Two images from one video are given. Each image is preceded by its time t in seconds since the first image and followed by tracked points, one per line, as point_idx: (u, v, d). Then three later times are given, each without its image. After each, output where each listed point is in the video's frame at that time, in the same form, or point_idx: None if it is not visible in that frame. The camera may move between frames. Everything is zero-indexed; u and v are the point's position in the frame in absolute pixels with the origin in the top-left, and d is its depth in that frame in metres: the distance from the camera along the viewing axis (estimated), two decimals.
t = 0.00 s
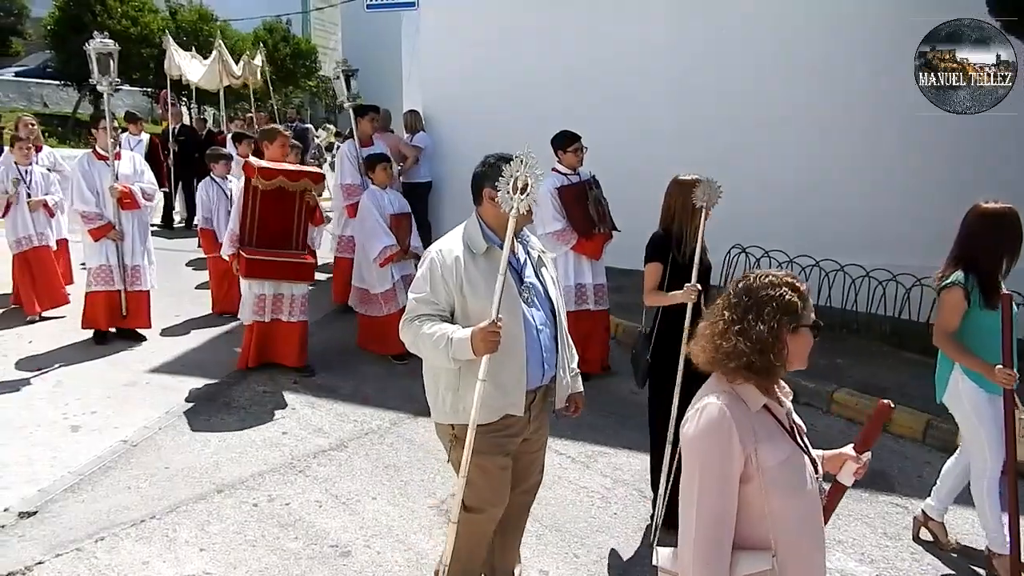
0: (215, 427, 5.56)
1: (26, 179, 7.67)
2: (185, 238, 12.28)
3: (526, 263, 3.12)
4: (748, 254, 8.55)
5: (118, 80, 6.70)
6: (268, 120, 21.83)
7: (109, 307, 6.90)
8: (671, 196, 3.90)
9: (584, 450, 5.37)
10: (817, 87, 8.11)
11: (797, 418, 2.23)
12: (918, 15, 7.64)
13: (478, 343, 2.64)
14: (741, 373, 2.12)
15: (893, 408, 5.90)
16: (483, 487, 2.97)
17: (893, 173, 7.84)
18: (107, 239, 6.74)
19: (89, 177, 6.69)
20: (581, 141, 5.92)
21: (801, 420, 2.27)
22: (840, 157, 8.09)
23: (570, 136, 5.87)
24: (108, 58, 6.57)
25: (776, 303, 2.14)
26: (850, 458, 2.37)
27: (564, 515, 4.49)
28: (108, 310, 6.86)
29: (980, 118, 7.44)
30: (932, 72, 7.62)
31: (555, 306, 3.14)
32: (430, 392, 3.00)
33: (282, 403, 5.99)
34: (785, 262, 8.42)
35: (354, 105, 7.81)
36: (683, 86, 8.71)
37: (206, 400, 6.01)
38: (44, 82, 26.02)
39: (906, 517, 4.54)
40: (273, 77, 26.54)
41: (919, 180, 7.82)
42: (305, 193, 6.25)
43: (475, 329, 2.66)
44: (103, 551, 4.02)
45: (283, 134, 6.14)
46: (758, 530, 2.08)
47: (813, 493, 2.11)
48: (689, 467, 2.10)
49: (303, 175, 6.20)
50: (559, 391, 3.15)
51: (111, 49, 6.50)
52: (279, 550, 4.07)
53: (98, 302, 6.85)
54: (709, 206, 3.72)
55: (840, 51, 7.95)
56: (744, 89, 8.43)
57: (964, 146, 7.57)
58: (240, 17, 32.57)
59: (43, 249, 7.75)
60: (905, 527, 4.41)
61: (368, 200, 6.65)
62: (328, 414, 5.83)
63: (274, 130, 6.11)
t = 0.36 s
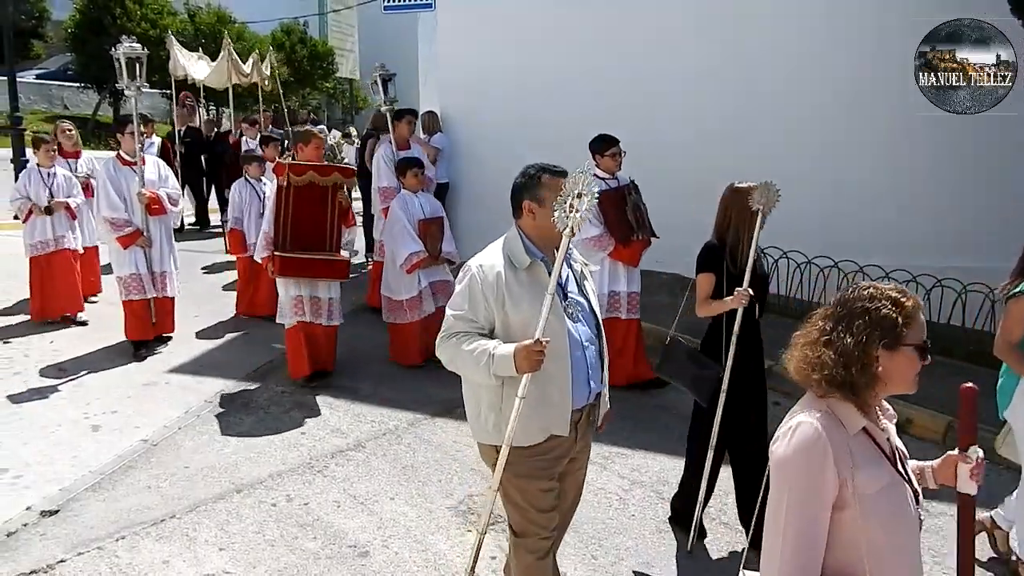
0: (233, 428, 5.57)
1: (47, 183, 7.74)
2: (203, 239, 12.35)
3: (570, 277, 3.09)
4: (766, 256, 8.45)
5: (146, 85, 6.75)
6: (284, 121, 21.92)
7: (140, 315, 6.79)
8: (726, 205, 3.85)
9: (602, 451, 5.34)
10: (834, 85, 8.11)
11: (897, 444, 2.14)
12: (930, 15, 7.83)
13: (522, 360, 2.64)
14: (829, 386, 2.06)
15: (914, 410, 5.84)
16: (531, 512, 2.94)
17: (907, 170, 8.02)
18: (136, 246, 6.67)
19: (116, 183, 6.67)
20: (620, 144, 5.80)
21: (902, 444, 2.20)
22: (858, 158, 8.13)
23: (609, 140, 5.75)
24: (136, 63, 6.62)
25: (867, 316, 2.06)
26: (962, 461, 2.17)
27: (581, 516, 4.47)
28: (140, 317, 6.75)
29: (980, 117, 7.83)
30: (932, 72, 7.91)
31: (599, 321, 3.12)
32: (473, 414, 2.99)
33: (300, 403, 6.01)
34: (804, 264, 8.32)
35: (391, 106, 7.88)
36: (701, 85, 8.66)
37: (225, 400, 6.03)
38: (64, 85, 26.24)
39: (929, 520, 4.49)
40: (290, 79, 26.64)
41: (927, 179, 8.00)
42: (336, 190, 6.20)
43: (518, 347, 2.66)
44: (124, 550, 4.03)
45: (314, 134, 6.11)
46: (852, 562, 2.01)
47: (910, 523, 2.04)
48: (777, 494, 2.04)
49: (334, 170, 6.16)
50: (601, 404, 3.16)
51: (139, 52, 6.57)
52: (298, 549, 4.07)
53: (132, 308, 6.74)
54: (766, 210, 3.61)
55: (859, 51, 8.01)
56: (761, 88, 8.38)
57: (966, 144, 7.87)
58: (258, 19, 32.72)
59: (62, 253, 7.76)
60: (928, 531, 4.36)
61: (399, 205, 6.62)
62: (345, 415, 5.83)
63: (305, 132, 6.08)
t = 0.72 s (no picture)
0: (242, 426, 5.60)
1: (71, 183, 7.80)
2: (213, 237, 12.41)
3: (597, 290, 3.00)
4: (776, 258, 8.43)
5: (160, 82, 6.77)
6: (295, 120, 21.98)
7: (148, 318, 6.71)
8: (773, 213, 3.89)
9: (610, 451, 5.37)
10: (835, 87, 8.23)
11: (997, 483, 2.08)
12: (938, 15, 7.93)
13: (557, 366, 2.56)
14: (919, 424, 2.03)
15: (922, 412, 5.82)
16: (559, 540, 2.85)
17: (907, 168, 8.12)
18: (145, 246, 6.64)
19: (127, 182, 6.65)
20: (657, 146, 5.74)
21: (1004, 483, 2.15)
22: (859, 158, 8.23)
23: (644, 142, 5.69)
24: (151, 59, 6.66)
25: (959, 347, 2.03)
26: None
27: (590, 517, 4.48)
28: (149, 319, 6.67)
29: (981, 116, 7.92)
30: (932, 72, 8.01)
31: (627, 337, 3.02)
32: (495, 435, 2.90)
33: (309, 402, 6.04)
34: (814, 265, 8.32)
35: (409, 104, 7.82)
36: (709, 86, 8.66)
37: (234, 398, 6.06)
38: (76, 84, 26.38)
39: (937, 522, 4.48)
40: (301, 78, 26.72)
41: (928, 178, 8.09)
42: (357, 195, 6.14)
43: (552, 352, 2.58)
44: (133, 547, 4.06)
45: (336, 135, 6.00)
46: None
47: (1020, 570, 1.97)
48: (875, 538, 2.00)
49: (357, 176, 6.13)
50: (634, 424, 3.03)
51: (154, 48, 6.61)
52: (306, 548, 4.09)
53: (138, 312, 6.67)
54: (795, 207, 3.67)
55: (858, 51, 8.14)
56: (770, 89, 8.43)
57: (966, 143, 7.97)
58: (269, 18, 32.83)
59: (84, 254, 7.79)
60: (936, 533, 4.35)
61: (432, 210, 6.51)
62: (354, 414, 5.86)
63: (324, 134, 5.97)
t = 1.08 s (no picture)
0: (244, 426, 5.62)
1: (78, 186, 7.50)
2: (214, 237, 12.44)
3: (625, 299, 2.94)
4: (778, 255, 8.47)
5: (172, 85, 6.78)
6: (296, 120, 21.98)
7: (155, 324, 6.65)
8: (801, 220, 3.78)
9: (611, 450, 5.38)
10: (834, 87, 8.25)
11: None
12: (938, 14, 7.94)
13: (582, 368, 2.53)
14: (1017, 456, 1.82)
15: (923, 410, 5.82)
16: (570, 546, 2.80)
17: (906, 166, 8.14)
18: (155, 253, 6.52)
19: (138, 186, 6.51)
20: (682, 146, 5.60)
21: None
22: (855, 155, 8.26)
23: (671, 141, 5.56)
24: (164, 62, 6.66)
25: None
26: None
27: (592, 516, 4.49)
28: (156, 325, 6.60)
29: (980, 116, 7.95)
30: (932, 72, 8.03)
31: (655, 350, 2.95)
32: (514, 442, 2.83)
33: (310, 401, 6.05)
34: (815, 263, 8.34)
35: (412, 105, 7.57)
36: (709, 84, 8.66)
37: (236, 398, 6.07)
38: (77, 84, 26.37)
39: (937, 520, 4.49)
40: (302, 78, 26.74)
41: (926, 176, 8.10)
42: (368, 201, 5.98)
43: (577, 356, 2.55)
44: (135, 547, 4.08)
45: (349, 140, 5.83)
46: None
47: None
48: None
49: (367, 180, 5.87)
50: (657, 441, 2.95)
51: (167, 51, 6.61)
52: (307, 548, 4.10)
53: (143, 317, 6.59)
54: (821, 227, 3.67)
55: (856, 49, 8.16)
56: (769, 87, 8.45)
57: (964, 143, 8.01)
58: (270, 17, 32.86)
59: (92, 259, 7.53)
60: (936, 530, 4.36)
61: (434, 216, 6.26)
62: (356, 413, 5.87)
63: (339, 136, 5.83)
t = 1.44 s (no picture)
0: (249, 428, 5.65)
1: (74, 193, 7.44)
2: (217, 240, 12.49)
3: (690, 313, 2.81)
4: (780, 256, 8.48)
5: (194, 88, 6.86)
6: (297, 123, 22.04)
7: (179, 328, 6.58)
8: (846, 228, 3.55)
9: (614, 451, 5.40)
10: (834, 87, 8.24)
11: None
12: (937, 14, 7.83)
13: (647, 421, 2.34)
14: None
15: (927, 410, 5.86)
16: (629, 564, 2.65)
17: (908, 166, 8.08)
18: (179, 258, 6.44)
19: (161, 192, 6.41)
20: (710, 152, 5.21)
21: None
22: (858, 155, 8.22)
23: (696, 146, 5.17)
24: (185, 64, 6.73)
25: None
26: None
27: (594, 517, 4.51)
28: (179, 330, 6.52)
29: (980, 117, 7.80)
30: (932, 72, 7.93)
31: (721, 363, 2.82)
32: (575, 462, 2.65)
33: (315, 404, 6.10)
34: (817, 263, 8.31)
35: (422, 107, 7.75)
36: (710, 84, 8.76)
37: (240, 401, 6.10)
38: (79, 88, 26.45)
39: (940, 520, 4.51)
40: (304, 81, 26.79)
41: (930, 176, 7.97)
42: (385, 215, 5.72)
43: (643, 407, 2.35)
44: (139, 549, 4.11)
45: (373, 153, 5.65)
46: None
47: None
48: None
49: (379, 192, 5.66)
50: (723, 458, 2.82)
51: (187, 54, 6.70)
52: (311, 549, 4.13)
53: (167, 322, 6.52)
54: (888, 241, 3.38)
55: (856, 47, 8.13)
56: (771, 88, 8.49)
57: (964, 143, 7.87)
58: (272, 20, 32.80)
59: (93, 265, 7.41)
60: (939, 531, 4.38)
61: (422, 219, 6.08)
62: (359, 415, 5.89)
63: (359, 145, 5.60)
